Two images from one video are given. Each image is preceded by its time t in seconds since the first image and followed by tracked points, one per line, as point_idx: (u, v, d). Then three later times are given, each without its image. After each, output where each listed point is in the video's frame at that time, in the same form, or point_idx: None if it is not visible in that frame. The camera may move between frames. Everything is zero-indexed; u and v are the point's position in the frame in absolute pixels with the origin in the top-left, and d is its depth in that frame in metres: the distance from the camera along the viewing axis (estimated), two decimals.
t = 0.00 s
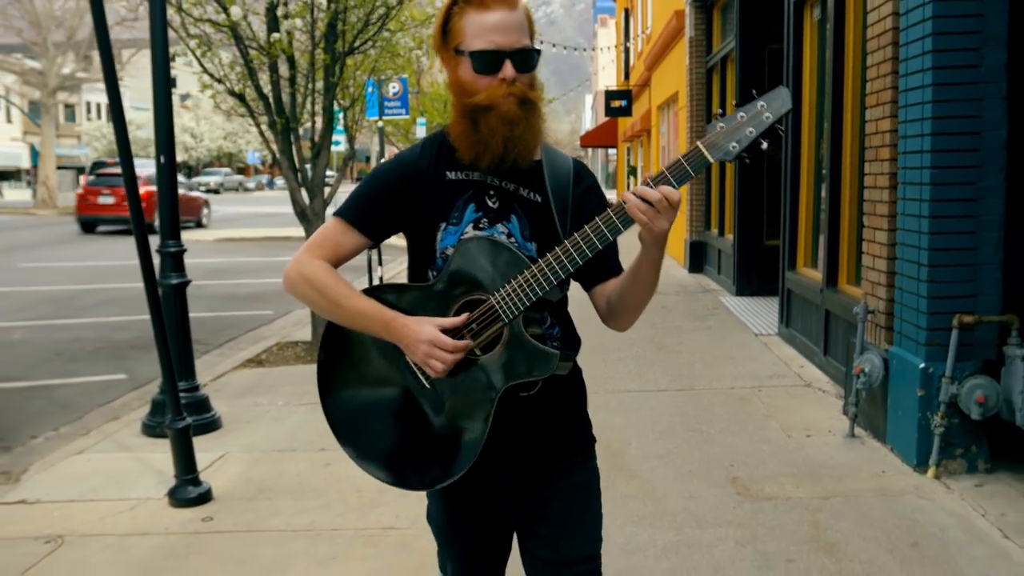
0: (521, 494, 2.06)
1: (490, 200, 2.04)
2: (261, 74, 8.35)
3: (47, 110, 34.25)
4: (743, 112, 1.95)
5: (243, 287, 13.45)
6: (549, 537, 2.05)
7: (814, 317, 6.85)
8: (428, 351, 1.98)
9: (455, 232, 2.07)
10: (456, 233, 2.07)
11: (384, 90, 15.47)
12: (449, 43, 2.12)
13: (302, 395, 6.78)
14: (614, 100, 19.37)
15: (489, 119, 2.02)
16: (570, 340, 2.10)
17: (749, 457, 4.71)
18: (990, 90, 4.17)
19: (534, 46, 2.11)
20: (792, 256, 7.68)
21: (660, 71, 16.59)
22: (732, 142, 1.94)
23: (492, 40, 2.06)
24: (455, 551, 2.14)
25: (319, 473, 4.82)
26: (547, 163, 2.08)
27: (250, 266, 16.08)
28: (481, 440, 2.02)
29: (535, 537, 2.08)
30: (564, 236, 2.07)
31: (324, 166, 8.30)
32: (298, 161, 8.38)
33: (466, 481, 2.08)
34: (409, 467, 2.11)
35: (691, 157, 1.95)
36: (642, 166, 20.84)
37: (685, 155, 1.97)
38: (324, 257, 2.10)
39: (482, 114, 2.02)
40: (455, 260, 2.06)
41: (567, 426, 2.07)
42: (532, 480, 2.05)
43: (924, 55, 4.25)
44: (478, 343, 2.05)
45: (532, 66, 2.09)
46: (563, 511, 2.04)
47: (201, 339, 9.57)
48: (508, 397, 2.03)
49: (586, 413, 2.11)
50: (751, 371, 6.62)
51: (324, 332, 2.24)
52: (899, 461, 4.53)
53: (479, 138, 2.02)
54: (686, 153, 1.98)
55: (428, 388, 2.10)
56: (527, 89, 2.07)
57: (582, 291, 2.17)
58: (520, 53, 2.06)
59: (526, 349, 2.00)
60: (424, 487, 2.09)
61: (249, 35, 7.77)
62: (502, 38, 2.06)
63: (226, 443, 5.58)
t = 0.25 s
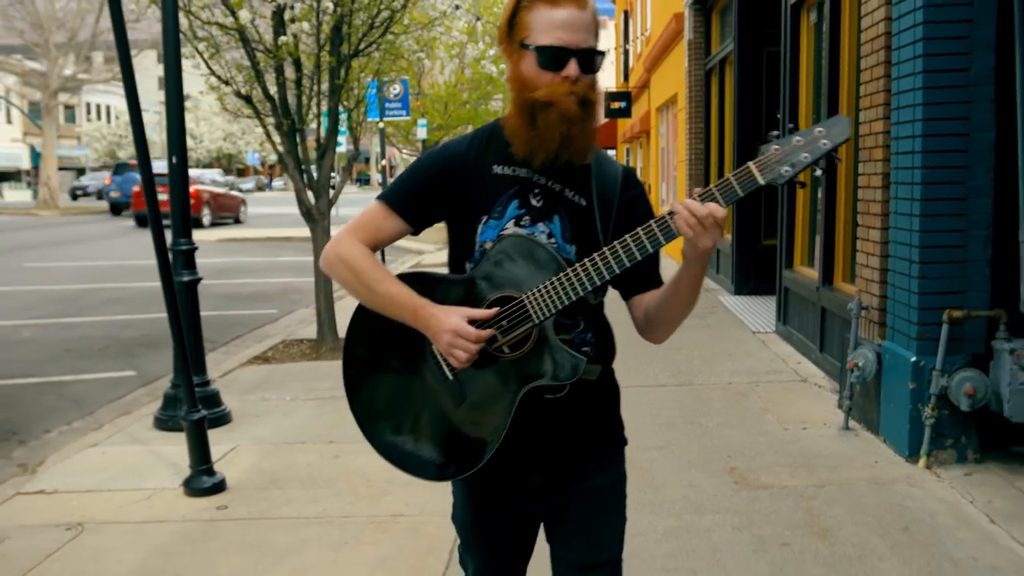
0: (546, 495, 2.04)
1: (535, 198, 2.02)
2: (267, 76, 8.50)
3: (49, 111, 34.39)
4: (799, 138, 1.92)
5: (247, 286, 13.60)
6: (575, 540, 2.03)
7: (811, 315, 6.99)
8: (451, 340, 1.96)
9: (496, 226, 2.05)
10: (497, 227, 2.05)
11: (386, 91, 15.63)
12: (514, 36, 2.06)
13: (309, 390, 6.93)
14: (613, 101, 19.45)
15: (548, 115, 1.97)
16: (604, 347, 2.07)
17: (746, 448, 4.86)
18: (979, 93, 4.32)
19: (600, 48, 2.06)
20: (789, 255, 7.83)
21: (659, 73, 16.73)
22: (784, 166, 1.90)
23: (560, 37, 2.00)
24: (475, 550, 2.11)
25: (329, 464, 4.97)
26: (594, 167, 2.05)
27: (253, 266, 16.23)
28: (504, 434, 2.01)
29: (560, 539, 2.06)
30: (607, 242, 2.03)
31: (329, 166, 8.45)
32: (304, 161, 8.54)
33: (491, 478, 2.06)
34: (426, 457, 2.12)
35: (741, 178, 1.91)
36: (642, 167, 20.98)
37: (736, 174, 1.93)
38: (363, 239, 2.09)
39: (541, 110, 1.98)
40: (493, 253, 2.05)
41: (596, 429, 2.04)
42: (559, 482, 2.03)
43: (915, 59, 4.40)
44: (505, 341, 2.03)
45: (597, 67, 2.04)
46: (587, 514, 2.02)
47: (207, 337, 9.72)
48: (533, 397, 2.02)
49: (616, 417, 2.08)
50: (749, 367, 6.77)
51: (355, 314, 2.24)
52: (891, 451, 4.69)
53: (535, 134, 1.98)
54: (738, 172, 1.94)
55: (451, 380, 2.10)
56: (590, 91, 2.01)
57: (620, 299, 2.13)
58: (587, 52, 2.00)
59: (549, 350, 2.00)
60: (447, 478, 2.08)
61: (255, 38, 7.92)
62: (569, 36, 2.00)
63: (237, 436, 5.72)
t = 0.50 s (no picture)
0: (569, 489, 1.98)
1: (569, 184, 1.99)
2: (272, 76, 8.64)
3: (51, 110, 34.55)
4: (844, 137, 1.84)
5: (250, 284, 13.74)
6: (601, 535, 1.98)
7: (807, 311, 7.11)
8: (477, 325, 1.94)
9: (528, 213, 2.04)
10: (529, 213, 2.03)
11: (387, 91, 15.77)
12: (562, 18, 2.01)
13: (315, 384, 7.07)
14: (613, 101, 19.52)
15: (591, 99, 1.95)
16: (635, 341, 2.03)
17: (743, 439, 4.99)
18: (967, 94, 4.46)
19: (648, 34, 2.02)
20: (786, 252, 7.96)
21: (659, 74, 16.87)
22: (826, 165, 1.83)
23: (609, 21, 1.96)
24: (490, 548, 2.03)
25: (336, 455, 5.10)
26: (632, 156, 2.02)
27: (256, 264, 16.38)
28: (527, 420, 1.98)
29: (584, 537, 2.00)
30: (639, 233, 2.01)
31: (333, 165, 8.59)
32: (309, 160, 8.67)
33: (509, 470, 2.00)
34: (440, 438, 2.08)
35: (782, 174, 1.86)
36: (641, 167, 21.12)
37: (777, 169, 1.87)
38: (395, 219, 2.08)
39: (584, 94, 1.95)
40: (523, 240, 2.03)
41: (622, 421, 1.98)
42: (582, 474, 1.97)
43: (906, 61, 4.54)
44: (532, 329, 2.02)
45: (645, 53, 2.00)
46: (612, 508, 1.97)
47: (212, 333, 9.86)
48: (557, 384, 1.98)
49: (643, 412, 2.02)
50: (746, 362, 6.91)
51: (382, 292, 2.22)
52: (883, 443, 4.82)
53: (577, 119, 1.95)
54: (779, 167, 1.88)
55: (475, 364, 2.08)
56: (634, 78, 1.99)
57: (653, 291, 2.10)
58: (634, 39, 1.97)
59: (573, 340, 1.98)
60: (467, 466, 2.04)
61: (261, 39, 8.06)
62: (617, 20, 1.96)
63: (246, 428, 5.86)
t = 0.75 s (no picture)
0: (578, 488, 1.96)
1: (577, 184, 1.95)
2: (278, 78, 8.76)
3: (53, 110, 34.70)
4: (848, 122, 1.88)
5: (254, 282, 13.88)
6: (612, 535, 1.99)
7: (803, 309, 7.23)
8: (483, 312, 1.90)
9: (536, 213, 1.99)
10: (537, 214, 1.99)
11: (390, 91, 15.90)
12: (574, 16, 1.97)
13: (320, 380, 7.21)
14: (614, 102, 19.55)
15: (601, 99, 1.92)
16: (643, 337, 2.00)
17: (739, 433, 5.11)
18: (957, 97, 4.59)
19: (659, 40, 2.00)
20: (783, 251, 8.09)
21: (659, 74, 16.99)
22: (832, 150, 1.86)
23: (621, 21, 1.93)
24: (497, 548, 1.99)
25: (342, 449, 5.22)
26: (638, 157, 2.00)
27: (259, 262, 16.53)
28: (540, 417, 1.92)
29: (593, 538, 2.00)
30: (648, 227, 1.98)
31: (337, 165, 8.72)
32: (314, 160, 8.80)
33: (519, 471, 1.96)
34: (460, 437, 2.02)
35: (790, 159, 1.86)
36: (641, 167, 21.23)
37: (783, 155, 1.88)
38: (408, 224, 2.07)
39: (593, 93, 1.92)
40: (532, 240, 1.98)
41: (632, 420, 1.96)
42: (592, 473, 1.95)
43: (897, 65, 4.67)
44: (545, 326, 2.00)
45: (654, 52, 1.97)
46: (620, 509, 1.98)
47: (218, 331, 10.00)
48: (570, 380, 1.94)
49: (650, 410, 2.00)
50: (744, 359, 7.03)
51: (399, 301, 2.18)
52: (875, 436, 4.95)
53: (587, 118, 1.92)
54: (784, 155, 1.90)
55: (489, 361, 2.02)
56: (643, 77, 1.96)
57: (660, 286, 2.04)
58: (644, 39, 1.94)
59: (588, 334, 1.93)
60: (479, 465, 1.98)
61: (266, 41, 8.18)
62: (631, 22, 1.93)
63: (254, 422, 5.99)
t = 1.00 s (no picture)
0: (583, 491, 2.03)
1: (569, 192, 2.00)
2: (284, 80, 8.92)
3: (57, 111, 34.79)
4: (825, 110, 1.86)
5: (258, 282, 14.03)
6: (615, 534, 2.08)
7: (799, 308, 7.38)
8: (489, 332, 1.93)
9: (530, 222, 2.03)
10: (531, 222, 2.03)
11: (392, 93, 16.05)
12: (555, 26, 2.02)
13: (327, 377, 7.36)
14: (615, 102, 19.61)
15: (588, 103, 1.96)
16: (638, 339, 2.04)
17: (735, 427, 5.26)
18: (946, 100, 4.73)
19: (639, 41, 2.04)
20: (780, 251, 8.25)
21: (659, 76, 17.12)
22: (811, 137, 1.84)
23: (604, 26, 1.97)
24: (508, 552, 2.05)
25: (350, 442, 5.38)
26: (627, 164, 2.05)
27: (263, 263, 16.68)
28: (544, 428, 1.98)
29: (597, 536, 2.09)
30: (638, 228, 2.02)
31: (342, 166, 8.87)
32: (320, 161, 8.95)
33: (528, 477, 2.02)
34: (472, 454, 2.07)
35: (768, 149, 1.84)
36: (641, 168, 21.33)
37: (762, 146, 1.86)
38: (398, 237, 2.07)
39: (582, 99, 1.97)
40: (524, 248, 2.03)
41: (630, 421, 2.04)
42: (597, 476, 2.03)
43: (888, 69, 4.81)
44: (541, 335, 1.99)
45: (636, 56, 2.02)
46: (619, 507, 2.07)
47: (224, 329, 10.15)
48: (571, 386, 1.97)
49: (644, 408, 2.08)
50: (741, 356, 7.18)
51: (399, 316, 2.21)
52: (866, 429, 5.12)
53: (576, 123, 1.96)
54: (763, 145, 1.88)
55: (490, 373, 2.06)
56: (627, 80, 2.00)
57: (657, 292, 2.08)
58: (627, 42, 1.98)
59: (584, 342, 1.96)
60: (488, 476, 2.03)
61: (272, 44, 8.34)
62: (613, 26, 1.97)
63: (263, 417, 6.15)
